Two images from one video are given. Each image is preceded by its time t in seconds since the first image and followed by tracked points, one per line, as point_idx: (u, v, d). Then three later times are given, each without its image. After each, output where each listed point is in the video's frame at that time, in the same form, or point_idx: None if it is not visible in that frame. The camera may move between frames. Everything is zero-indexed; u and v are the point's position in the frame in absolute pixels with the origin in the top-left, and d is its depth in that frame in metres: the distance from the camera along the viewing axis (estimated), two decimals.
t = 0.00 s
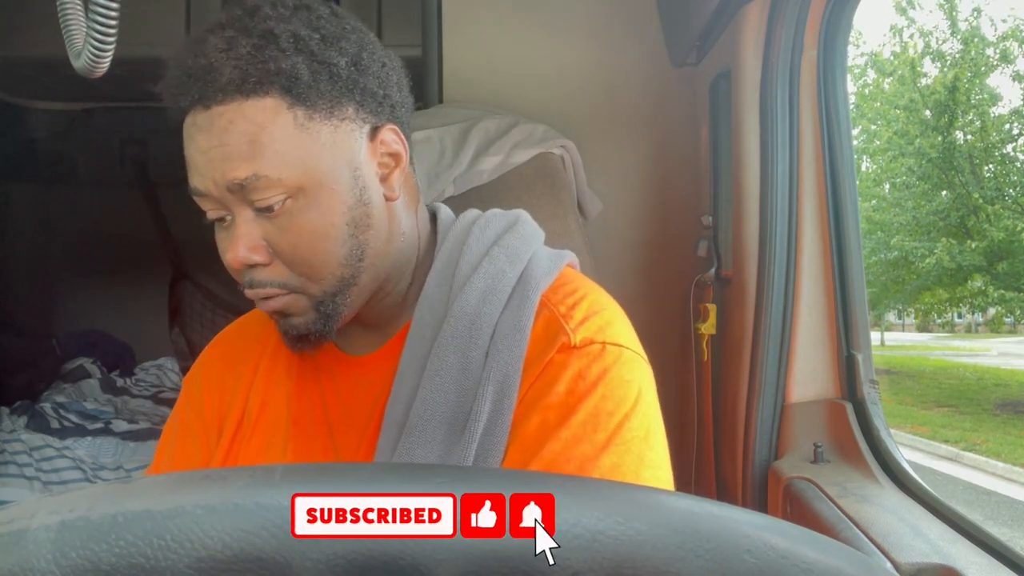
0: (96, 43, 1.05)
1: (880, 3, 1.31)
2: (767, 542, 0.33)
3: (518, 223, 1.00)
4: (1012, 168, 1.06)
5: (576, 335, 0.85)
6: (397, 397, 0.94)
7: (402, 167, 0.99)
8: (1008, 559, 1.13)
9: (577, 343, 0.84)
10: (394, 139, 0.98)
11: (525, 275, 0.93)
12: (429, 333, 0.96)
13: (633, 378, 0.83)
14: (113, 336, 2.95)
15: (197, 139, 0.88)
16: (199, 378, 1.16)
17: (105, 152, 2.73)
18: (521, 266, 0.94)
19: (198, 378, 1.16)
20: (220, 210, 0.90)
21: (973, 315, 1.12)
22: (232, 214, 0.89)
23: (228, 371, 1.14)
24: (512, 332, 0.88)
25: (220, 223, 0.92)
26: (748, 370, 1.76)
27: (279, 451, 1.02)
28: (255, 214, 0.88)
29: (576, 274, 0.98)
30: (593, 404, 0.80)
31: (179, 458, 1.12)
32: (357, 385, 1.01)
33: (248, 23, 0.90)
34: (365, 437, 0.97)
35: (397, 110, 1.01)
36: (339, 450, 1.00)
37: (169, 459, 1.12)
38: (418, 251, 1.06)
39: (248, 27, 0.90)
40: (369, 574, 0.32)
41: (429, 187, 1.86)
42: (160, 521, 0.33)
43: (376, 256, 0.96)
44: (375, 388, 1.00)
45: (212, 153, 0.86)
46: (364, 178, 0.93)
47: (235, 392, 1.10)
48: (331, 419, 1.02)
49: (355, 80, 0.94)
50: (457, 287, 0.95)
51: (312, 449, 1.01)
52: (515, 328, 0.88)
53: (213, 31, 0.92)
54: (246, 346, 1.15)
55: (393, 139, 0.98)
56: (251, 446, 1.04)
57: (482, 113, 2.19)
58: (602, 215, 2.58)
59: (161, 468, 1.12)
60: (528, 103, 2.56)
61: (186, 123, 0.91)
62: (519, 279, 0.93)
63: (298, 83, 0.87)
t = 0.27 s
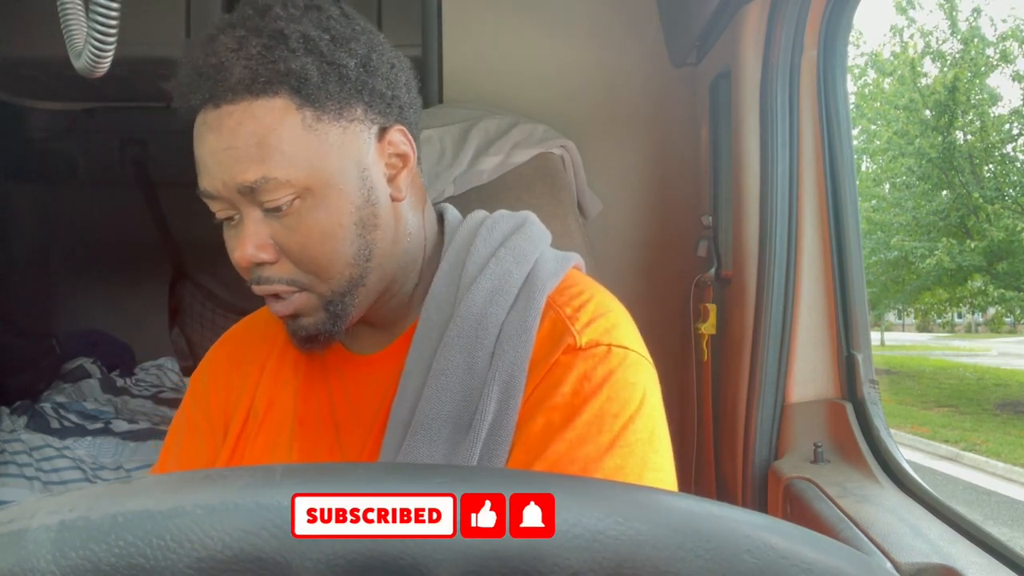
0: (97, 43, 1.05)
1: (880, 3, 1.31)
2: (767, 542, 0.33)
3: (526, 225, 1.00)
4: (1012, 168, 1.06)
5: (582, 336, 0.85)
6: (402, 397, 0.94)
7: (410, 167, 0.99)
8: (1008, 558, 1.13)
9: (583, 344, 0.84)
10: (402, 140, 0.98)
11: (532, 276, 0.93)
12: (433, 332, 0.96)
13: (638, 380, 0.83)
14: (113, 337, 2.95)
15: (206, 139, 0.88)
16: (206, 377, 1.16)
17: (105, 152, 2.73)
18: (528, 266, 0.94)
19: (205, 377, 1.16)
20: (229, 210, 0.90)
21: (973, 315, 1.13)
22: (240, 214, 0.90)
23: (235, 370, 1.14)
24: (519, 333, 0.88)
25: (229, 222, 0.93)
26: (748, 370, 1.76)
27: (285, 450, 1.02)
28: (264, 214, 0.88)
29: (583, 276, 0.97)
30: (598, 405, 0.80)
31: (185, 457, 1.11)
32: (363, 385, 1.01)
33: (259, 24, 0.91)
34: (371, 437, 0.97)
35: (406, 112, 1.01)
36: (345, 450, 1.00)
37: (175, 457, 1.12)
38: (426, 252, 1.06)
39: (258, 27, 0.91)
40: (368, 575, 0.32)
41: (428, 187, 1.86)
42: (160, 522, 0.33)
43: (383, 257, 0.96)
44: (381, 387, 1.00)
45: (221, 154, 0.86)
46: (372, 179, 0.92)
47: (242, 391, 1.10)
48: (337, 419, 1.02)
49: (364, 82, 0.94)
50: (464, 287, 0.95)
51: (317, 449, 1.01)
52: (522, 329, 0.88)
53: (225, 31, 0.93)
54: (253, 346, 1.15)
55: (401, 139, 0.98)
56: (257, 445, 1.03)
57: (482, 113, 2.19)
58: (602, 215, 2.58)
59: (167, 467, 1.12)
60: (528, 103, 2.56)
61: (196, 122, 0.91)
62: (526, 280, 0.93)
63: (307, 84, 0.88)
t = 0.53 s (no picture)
0: (96, 43, 1.05)
1: (880, 3, 1.31)
2: (767, 542, 0.33)
3: (525, 225, 1.00)
4: (1012, 168, 1.06)
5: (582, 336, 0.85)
6: (403, 396, 0.94)
7: (408, 168, 0.99)
8: (1008, 558, 1.13)
9: (583, 344, 0.84)
10: (400, 140, 0.98)
11: (531, 277, 0.93)
12: (432, 333, 0.96)
13: (638, 380, 0.83)
14: (114, 337, 2.95)
15: (205, 144, 0.88)
16: (207, 377, 1.16)
17: (105, 152, 2.73)
18: (527, 267, 0.94)
19: (206, 377, 1.16)
20: (230, 213, 0.91)
21: (973, 315, 1.13)
22: (241, 217, 0.90)
23: (236, 370, 1.14)
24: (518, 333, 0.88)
25: (230, 225, 0.93)
26: (748, 370, 1.76)
27: (285, 450, 1.02)
28: (264, 217, 0.88)
29: (583, 277, 0.97)
30: (598, 404, 0.80)
31: (186, 456, 1.11)
32: (364, 384, 1.01)
33: (255, 27, 0.91)
34: (371, 437, 0.97)
35: (403, 113, 1.01)
36: (345, 450, 1.00)
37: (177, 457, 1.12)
38: (425, 252, 1.06)
39: (255, 30, 0.90)
40: (368, 575, 0.32)
41: (428, 187, 1.86)
42: (159, 522, 0.33)
43: (383, 257, 0.96)
44: (382, 387, 1.00)
45: (220, 159, 0.86)
46: (370, 180, 0.93)
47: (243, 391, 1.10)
48: (337, 418, 1.02)
49: (362, 83, 0.94)
50: (464, 288, 0.95)
51: (317, 448, 1.01)
52: (522, 330, 0.88)
53: (221, 34, 0.92)
54: (254, 346, 1.15)
55: (399, 140, 0.98)
56: (257, 445, 1.04)
57: (482, 113, 2.19)
58: (602, 215, 2.58)
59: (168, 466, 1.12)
60: (528, 103, 2.56)
61: (194, 126, 0.91)
62: (525, 281, 0.93)
63: (304, 87, 0.87)
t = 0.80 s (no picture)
0: (97, 43, 1.05)
1: (880, 3, 1.31)
2: (767, 542, 0.33)
3: (524, 225, 1.00)
4: (1012, 168, 1.06)
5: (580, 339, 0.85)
6: (401, 397, 0.94)
7: (406, 167, 0.99)
8: (1008, 558, 1.13)
9: (581, 348, 0.84)
10: (398, 140, 0.98)
11: (530, 278, 0.93)
12: (432, 334, 0.96)
13: (636, 385, 0.83)
14: (114, 337, 2.95)
15: (203, 144, 0.88)
16: (206, 376, 1.16)
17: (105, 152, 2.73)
18: (526, 268, 0.94)
19: (206, 376, 1.16)
20: (228, 213, 0.91)
21: (973, 315, 1.13)
22: (239, 217, 0.90)
23: (236, 370, 1.14)
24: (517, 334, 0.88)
25: (229, 225, 0.93)
26: (748, 370, 1.76)
27: (284, 450, 1.02)
28: (262, 217, 0.88)
29: (582, 277, 0.97)
30: (596, 407, 0.80)
31: (185, 456, 1.11)
32: (363, 385, 1.01)
33: (252, 27, 0.91)
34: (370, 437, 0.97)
35: (401, 112, 1.01)
36: (344, 450, 1.00)
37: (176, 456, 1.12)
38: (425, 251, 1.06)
39: (252, 31, 0.90)
40: (368, 574, 0.31)
41: (428, 187, 1.86)
42: (160, 522, 0.33)
43: (381, 257, 0.96)
44: (381, 388, 1.00)
45: (218, 159, 0.86)
46: (368, 180, 0.92)
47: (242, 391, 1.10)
48: (336, 419, 1.02)
49: (359, 83, 0.94)
50: (463, 288, 0.95)
51: (316, 449, 1.01)
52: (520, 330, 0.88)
53: (219, 34, 0.92)
54: (253, 346, 1.15)
55: (397, 139, 0.98)
56: (256, 445, 1.04)
57: (482, 113, 2.19)
58: (602, 215, 2.58)
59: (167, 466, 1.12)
60: (528, 103, 2.56)
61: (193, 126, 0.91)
62: (524, 282, 0.93)
63: (301, 87, 0.87)
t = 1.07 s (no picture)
0: (97, 43, 1.05)
1: (880, 3, 1.31)
2: (768, 542, 0.33)
3: (519, 226, 1.00)
4: (1012, 168, 1.06)
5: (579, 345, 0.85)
6: (399, 398, 0.94)
7: (401, 168, 0.99)
8: (1008, 559, 1.13)
9: (580, 353, 0.84)
10: (393, 141, 0.98)
11: (526, 280, 0.93)
12: (430, 335, 0.96)
13: (635, 391, 0.83)
14: (114, 337, 2.95)
15: (197, 147, 0.88)
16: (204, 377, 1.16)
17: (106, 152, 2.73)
18: (522, 269, 0.94)
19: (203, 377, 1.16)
20: (224, 216, 0.91)
21: (973, 315, 1.13)
22: (235, 219, 0.90)
23: (234, 371, 1.14)
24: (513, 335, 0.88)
25: (225, 227, 0.93)
26: (748, 370, 1.76)
27: (282, 451, 1.02)
28: (257, 219, 0.89)
29: (579, 279, 0.97)
30: (596, 415, 0.80)
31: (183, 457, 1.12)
32: (360, 386, 1.01)
33: (245, 29, 0.90)
34: (367, 438, 0.97)
35: (395, 112, 1.01)
36: (341, 451, 1.00)
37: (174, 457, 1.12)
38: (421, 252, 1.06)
39: (245, 33, 0.90)
40: (367, 574, 0.31)
41: (428, 187, 1.86)
42: (159, 522, 0.33)
43: (378, 258, 0.96)
44: (378, 388, 1.00)
45: (213, 162, 0.87)
46: (363, 181, 0.93)
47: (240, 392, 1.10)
48: (333, 420, 1.02)
49: (353, 85, 0.94)
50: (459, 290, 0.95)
51: (314, 450, 1.01)
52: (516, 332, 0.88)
53: (212, 37, 0.92)
54: (251, 346, 1.15)
55: (392, 140, 0.98)
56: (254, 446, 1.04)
57: (482, 113, 2.19)
58: (602, 215, 2.58)
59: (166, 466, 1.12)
60: (528, 103, 2.56)
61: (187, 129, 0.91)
62: (520, 283, 0.93)
63: (295, 90, 0.87)
